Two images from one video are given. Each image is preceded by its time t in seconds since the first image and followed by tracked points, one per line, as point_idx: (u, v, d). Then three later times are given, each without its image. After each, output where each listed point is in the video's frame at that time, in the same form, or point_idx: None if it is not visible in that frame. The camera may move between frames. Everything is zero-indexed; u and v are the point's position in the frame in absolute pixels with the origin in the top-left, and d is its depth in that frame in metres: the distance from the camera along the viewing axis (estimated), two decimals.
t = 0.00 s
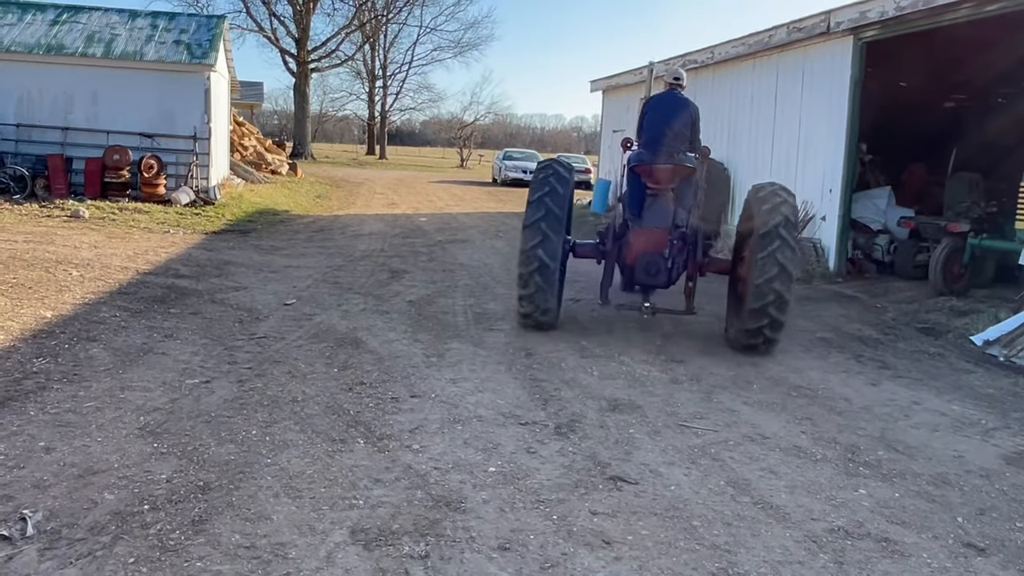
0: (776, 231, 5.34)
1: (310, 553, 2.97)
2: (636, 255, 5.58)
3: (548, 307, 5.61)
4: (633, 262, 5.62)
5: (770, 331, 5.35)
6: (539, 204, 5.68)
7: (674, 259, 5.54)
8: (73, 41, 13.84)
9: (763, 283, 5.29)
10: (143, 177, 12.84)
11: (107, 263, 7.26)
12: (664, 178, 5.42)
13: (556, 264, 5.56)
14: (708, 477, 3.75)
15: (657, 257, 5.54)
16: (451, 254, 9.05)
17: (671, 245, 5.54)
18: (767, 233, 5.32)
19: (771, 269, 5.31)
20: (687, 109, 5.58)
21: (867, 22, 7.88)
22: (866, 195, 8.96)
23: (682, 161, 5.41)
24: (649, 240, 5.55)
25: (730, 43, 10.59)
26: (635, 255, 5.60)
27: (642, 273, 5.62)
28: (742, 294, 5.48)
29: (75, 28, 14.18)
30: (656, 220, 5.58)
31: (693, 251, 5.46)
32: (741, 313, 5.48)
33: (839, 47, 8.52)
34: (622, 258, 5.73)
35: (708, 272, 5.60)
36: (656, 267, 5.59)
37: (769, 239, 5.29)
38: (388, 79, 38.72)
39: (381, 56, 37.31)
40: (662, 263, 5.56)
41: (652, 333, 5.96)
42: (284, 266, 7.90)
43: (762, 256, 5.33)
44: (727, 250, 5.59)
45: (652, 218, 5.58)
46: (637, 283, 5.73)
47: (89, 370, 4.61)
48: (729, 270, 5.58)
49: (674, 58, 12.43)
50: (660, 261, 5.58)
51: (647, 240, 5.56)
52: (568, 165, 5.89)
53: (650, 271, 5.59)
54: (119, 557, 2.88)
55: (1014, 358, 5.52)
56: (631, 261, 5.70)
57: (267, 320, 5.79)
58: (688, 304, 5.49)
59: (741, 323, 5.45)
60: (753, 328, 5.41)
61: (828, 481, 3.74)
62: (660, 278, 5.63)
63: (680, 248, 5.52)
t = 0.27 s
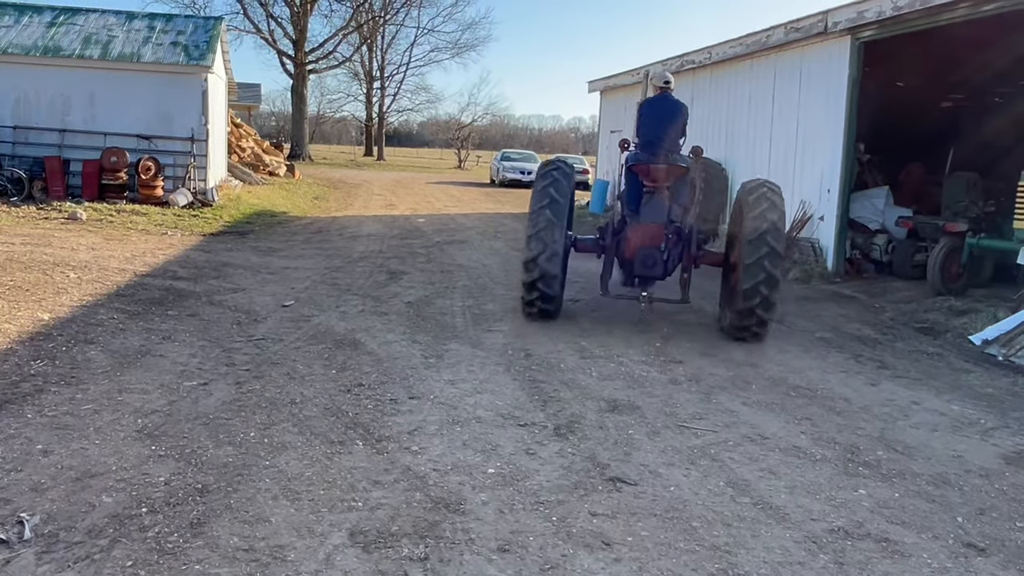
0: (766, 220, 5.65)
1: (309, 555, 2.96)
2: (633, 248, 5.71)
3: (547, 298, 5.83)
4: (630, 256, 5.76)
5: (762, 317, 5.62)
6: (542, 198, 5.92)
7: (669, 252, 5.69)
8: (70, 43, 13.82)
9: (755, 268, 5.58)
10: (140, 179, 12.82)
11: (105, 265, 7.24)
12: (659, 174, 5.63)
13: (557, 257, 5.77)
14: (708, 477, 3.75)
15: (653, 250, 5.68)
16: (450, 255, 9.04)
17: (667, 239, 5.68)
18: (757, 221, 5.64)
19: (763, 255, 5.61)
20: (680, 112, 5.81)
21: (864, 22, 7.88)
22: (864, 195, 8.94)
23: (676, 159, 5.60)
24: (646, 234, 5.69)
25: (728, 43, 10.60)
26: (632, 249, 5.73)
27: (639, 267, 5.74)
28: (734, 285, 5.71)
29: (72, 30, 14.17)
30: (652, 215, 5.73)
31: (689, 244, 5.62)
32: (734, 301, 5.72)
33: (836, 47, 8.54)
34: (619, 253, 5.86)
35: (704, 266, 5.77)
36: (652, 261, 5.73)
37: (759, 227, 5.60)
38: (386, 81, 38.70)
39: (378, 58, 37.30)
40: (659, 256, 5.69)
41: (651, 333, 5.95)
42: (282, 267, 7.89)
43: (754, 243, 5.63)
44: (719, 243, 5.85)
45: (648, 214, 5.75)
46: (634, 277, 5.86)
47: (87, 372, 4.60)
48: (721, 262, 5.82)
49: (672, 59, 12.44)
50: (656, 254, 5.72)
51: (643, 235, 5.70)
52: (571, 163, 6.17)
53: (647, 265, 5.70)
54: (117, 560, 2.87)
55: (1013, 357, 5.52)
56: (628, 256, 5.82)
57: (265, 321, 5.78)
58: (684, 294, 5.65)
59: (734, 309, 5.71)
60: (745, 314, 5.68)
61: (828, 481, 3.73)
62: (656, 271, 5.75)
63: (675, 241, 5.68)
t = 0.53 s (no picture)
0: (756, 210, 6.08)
1: (310, 556, 2.95)
2: (631, 243, 6.00)
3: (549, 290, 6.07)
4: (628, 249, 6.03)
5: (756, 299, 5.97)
6: (543, 195, 6.24)
7: (666, 246, 5.99)
8: (69, 44, 13.81)
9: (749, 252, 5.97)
10: (140, 180, 12.82)
11: (105, 266, 7.23)
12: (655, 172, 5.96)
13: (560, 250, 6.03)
14: (709, 478, 3.74)
15: (651, 245, 5.97)
16: (450, 255, 9.03)
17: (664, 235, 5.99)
18: (748, 208, 6.05)
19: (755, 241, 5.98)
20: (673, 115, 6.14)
21: (864, 21, 7.87)
22: (864, 194, 8.92)
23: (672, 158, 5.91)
24: (644, 229, 5.99)
25: (728, 43, 10.61)
26: (630, 244, 6.02)
27: (638, 261, 6.03)
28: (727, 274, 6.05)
29: (72, 31, 14.17)
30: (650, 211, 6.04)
31: (686, 238, 5.92)
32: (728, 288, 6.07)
33: (836, 46, 8.54)
34: (619, 248, 6.15)
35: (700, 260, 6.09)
36: (650, 255, 6.02)
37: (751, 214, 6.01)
38: (386, 81, 38.69)
39: (378, 58, 37.28)
40: (656, 251, 5.99)
41: (652, 333, 5.95)
42: (282, 267, 7.88)
43: (747, 230, 6.03)
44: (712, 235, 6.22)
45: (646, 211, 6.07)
46: (633, 270, 6.16)
47: (87, 373, 4.60)
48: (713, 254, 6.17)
49: (671, 59, 12.44)
50: (654, 249, 6.01)
51: (641, 230, 6.00)
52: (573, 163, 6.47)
53: (645, 259, 5.99)
54: (117, 562, 2.86)
55: (1014, 356, 5.51)
56: (626, 251, 6.12)
57: (265, 322, 5.77)
58: (681, 285, 5.95)
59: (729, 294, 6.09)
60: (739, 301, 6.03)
61: (830, 481, 3.73)
62: (655, 264, 6.04)
63: (672, 236, 5.98)
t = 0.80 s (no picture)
0: (751, 200, 6.33)
1: (312, 556, 2.95)
2: (634, 237, 6.23)
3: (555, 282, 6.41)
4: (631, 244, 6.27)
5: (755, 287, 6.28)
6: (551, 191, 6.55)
7: (667, 239, 6.21)
8: (72, 44, 13.82)
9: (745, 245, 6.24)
10: (143, 180, 12.84)
11: (107, 266, 7.23)
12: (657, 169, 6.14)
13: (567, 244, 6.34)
14: (712, 478, 3.73)
15: (653, 238, 6.19)
16: (452, 255, 9.03)
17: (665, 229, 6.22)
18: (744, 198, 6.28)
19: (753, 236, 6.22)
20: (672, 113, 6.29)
21: (867, 20, 7.86)
22: (867, 194, 8.90)
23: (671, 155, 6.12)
24: (645, 223, 6.21)
25: (730, 42, 10.60)
26: (633, 238, 6.25)
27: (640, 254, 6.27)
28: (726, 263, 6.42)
29: (74, 31, 14.18)
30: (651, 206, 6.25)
31: (686, 232, 6.17)
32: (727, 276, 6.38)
33: (838, 46, 8.53)
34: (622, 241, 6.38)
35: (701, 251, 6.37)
36: (652, 247, 6.24)
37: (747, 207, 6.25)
38: (388, 81, 38.70)
39: (380, 58, 37.29)
40: (658, 243, 6.21)
41: (654, 333, 5.94)
42: (284, 267, 7.88)
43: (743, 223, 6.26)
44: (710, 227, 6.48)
45: (647, 206, 6.28)
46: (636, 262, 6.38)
47: (89, 373, 4.59)
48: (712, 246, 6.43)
49: (674, 58, 12.44)
50: (655, 241, 6.23)
51: (642, 224, 6.23)
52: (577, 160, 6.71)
53: (647, 252, 6.22)
54: (120, 562, 2.86)
55: (1017, 356, 5.50)
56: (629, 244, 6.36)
57: (267, 322, 5.77)
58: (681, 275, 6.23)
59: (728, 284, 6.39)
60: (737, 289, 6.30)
61: (833, 481, 3.72)
62: (656, 256, 6.26)
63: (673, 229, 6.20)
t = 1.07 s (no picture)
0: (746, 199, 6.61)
1: (317, 556, 2.95)
2: (635, 232, 6.54)
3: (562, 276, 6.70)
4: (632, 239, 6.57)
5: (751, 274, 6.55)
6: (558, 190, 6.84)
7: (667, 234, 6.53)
8: (77, 44, 13.84)
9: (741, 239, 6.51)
10: (147, 180, 12.81)
11: (112, 265, 7.23)
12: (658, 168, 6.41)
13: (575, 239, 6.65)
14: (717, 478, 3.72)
15: (654, 233, 6.51)
16: (456, 254, 9.03)
17: (665, 224, 6.54)
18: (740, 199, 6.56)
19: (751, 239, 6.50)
20: (672, 113, 6.51)
21: (872, 20, 7.86)
22: (871, 193, 8.98)
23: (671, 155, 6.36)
24: (647, 219, 6.51)
25: (735, 42, 10.59)
26: (634, 233, 6.56)
27: (641, 248, 6.59)
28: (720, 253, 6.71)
29: (79, 31, 14.20)
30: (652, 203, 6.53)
31: (684, 228, 6.52)
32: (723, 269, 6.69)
33: (843, 45, 8.50)
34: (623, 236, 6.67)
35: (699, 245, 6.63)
36: (653, 242, 6.56)
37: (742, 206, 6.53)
38: (392, 81, 38.70)
39: (384, 57, 37.30)
40: (659, 238, 6.53)
41: (658, 333, 5.93)
42: (288, 267, 7.88)
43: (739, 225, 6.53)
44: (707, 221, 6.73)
45: (647, 202, 6.57)
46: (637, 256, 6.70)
47: (94, 372, 4.60)
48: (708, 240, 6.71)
49: (678, 57, 12.43)
50: (656, 236, 6.54)
51: (643, 220, 6.53)
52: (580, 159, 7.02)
53: (648, 246, 6.54)
54: (125, 561, 2.86)
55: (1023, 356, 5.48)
56: (629, 239, 6.67)
57: (271, 321, 5.77)
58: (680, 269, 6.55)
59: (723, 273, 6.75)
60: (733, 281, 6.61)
61: (838, 482, 3.71)
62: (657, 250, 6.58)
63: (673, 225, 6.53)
